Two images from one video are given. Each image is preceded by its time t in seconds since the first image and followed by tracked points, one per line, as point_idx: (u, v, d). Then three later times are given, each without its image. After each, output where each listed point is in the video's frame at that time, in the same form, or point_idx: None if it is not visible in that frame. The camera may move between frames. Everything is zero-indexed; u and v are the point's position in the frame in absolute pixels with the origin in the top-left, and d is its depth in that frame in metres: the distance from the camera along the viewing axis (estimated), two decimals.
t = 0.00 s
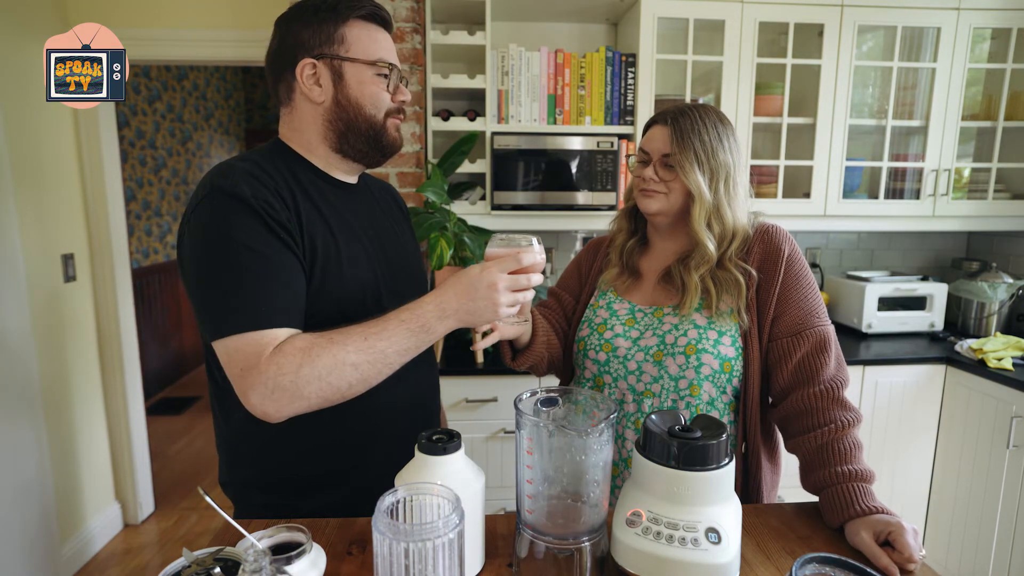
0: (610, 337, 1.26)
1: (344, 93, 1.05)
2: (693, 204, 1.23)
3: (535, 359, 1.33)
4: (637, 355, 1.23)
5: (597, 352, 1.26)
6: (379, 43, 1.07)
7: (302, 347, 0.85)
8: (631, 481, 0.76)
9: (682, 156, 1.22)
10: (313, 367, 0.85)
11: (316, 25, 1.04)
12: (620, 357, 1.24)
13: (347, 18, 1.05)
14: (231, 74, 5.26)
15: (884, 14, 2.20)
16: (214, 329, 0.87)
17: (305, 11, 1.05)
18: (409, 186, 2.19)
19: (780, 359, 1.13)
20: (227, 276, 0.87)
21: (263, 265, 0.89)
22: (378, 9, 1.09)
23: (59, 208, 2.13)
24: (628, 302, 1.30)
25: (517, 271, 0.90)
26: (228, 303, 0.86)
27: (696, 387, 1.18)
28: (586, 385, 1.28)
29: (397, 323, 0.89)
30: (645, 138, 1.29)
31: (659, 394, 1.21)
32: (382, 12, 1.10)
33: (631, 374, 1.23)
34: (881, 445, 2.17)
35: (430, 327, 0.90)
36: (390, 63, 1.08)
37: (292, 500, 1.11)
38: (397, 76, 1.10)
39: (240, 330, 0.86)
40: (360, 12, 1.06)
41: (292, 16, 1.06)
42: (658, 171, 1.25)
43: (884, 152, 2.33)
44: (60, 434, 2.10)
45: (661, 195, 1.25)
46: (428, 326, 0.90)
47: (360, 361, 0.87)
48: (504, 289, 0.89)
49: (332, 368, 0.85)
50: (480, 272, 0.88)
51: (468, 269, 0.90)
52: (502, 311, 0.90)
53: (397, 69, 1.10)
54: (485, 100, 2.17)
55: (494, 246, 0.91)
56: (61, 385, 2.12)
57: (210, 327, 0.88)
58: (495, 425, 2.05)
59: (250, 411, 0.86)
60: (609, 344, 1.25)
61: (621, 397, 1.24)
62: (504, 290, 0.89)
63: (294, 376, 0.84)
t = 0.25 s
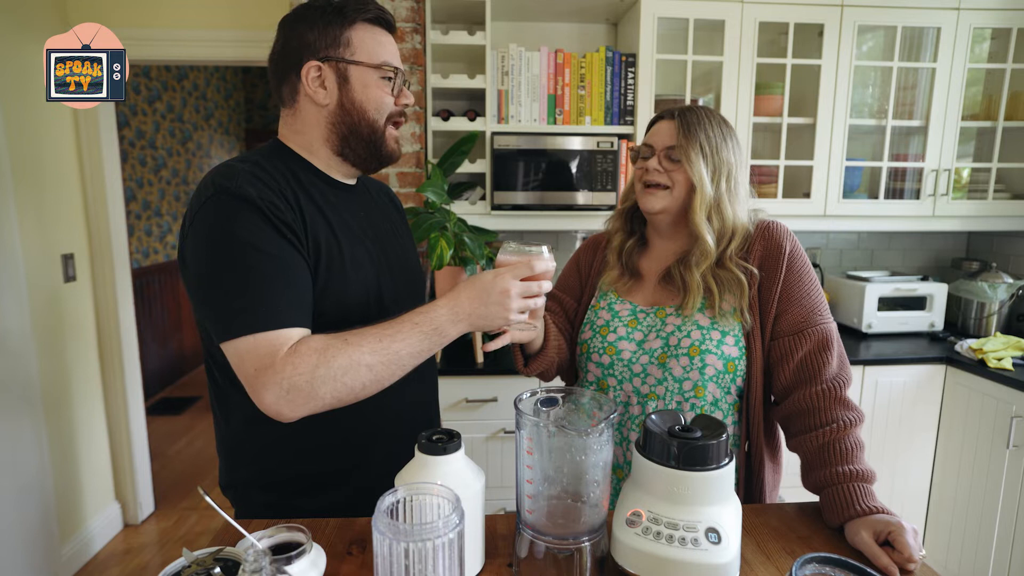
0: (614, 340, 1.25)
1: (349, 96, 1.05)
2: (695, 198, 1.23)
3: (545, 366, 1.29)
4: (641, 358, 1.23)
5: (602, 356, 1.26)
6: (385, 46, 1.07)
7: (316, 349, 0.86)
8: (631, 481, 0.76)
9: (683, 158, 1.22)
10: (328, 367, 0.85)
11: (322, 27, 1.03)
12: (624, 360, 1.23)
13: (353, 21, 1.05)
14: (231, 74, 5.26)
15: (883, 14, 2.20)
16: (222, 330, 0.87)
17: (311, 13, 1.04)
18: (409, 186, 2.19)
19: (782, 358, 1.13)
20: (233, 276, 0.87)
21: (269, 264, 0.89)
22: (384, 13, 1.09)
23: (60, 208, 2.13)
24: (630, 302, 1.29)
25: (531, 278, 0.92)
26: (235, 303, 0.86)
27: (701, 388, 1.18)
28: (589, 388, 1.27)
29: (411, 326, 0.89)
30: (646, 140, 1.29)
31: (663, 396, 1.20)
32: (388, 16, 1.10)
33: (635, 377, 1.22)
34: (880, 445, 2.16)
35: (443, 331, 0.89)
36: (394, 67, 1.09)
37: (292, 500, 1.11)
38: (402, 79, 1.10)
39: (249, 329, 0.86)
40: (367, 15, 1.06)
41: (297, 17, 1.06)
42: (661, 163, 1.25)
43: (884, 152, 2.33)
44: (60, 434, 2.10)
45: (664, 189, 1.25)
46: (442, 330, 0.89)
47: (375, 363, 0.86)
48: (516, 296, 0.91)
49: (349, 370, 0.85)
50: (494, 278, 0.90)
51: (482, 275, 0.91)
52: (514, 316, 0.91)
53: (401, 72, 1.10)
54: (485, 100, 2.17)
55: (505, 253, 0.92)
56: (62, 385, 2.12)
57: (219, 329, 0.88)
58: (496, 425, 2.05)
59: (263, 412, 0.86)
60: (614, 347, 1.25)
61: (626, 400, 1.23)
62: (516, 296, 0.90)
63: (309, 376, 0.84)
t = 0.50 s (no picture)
0: (615, 345, 1.25)
1: (346, 92, 1.05)
2: (699, 183, 1.23)
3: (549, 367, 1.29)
4: (642, 363, 1.22)
5: (603, 361, 1.25)
6: (378, 40, 1.07)
7: (329, 345, 0.86)
8: (631, 481, 0.76)
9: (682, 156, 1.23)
10: (339, 364, 0.85)
11: (315, 27, 1.04)
12: (625, 365, 1.23)
13: (345, 18, 1.05)
14: (231, 74, 5.26)
15: (884, 14, 2.20)
16: (231, 328, 0.87)
17: (303, 14, 1.05)
18: (409, 186, 2.19)
19: (783, 359, 1.13)
20: (241, 274, 0.87)
21: (274, 261, 0.89)
22: (375, 6, 1.09)
23: (60, 208, 2.13)
24: (631, 306, 1.28)
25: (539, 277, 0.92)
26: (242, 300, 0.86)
27: (703, 392, 1.18)
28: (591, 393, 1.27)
29: (422, 322, 0.89)
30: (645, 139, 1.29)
31: (665, 400, 1.20)
32: (379, 8, 1.10)
33: (637, 381, 1.22)
34: (880, 445, 2.16)
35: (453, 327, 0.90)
36: (390, 59, 1.08)
37: (291, 500, 1.11)
38: (399, 72, 1.10)
39: (256, 327, 0.86)
40: (358, 11, 1.06)
41: (291, 20, 1.07)
42: (667, 147, 1.25)
43: (884, 152, 2.33)
44: (60, 434, 2.10)
45: (669, 175, 1.24)
46: (452, 326, 0.90)
47: (386, 360, 0.86)
48: (528, 294, 0.91)
49: (359, 366, 0.85)
50: (506, 276, 0.90)
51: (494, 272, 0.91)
52: (524, 314, 0.92)
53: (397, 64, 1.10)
54: (485, 100, 2.17)
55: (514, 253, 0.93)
56: (62, 385, 2.12)
57: (227, 327, 0.88)
58: (496, 425, 2.05)
59: (275, 408, 0.85)
60: (614, 352, 1.24)
61: (628, 404, 1.23)
62: (527, 294, 0.91)
63: (320, 372, 0.84)
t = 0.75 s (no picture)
0: (616, 349, 1.25)
1: (323, 90, 1.05)
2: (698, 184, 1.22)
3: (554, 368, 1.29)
4: (644, 366, 1.22)
5: (604, 366, 1.25)
6: (356, 33, 1.04)
7: (340, 339, 0.85)
8: (631, 482, 0.76)
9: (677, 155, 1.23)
10: (352, 358, 0.85)
11: (298, 29, 1.06)
12: (627, 369, 1.23)
13: (325, 16, 1.05)
14: (231, 74, 5.26)
15: (884, 14, 2.20)
16: (240, 326, 0.87)
17: (291, 18, 1.08)
18: (409, 186, 2.19)
19: (785, 360, 1.13)
20: (249, 272, 0.87)
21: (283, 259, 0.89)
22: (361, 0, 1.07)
23: (60, 209, 2.13)
24: (632, 310, 1.28)
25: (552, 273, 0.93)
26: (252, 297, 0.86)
27: (706, 394, 1.18)
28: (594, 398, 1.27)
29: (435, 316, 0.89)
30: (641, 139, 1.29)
31: (668, 403, 1.20)
32: (365, 3, 1.07)
33: (639, 385, 1.22)
34: (880, 445, 2.16)
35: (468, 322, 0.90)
36: (370, 52, 1.05)
37: (291, 500, 1.11)
38: (381, 64, 1.06)
39: (266, 325, 0.86)
40: (339, 6, 1.05)
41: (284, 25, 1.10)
42: (661, 152, 1.24)
43: (884, 152, 2.33)
44: (60, 434, 2.10)
45: (666, 179, 1.24)
46: (466, 321, 0.90)
47: (399, 353, 0.86)
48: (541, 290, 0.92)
49: (371, 359, 0.85)
50: (521, 271, 0.91)
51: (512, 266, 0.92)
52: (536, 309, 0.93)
53: (380, 56, 1.06)
54: (484, 100, 2.17)
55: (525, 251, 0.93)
56: (62, 385, 2.12)
57: (236, 325, 0.88)
58: (496, 425, 2.05)
59: (287, 402, 0.85)
60: (615, 355, 1.24)
61: (631, 408, 1.23)
62: (541, 290, 0.92)
63: (333, 365, 0.84)
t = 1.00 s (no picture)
0: (616, 346, 1.24)
1: (324, 90, 1.04)
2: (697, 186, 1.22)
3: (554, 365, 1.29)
4: (643, 362, 1.22)
5: (604, 362, 1.25)
6: (358, 33, 1.04)
7: (348, 336, 0.85)
8: (631, 482, 0.76)
9: (678, 155, 1.22)
10: (359, 354, 0.85)
11: (299, 29, 1.05)
12: (626, 365, 1.23)
13: (327, 15, 1.04)
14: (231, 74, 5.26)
15: (883, 14, 2.20)
16: (240, 324, 0.87)
17: (293, 17, 1.07)
18: (409, 186, 2.19)
19: (787, 360, 1.13)
20: (250, 271, 0.87)
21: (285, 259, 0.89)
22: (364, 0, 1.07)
23: (59, 209, 2.13)
24: (632, 307, 1.28)
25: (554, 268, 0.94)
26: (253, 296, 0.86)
27: (708, 392, 1.18)
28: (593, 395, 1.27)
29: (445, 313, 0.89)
30: (644, 137, 1.29)
31: (669, 400, 1.20)
32: (368, 3, 1.07)
33: (639, 382, 1.22)
34: (880, 445, 2.16)
35: (475, 318, 0.90)
36: (372, 52, 1.04)
37: (291, 500, 1.11)
38: (384, 64, 1.06)
39: (267, 324, 0.86)
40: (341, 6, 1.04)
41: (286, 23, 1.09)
42: (656, 159, 1.25)
43: (884, 152, 2.33)
44: (60, 434, 2.10)
45: (660, 184, 1.25)
46: (473, 317, 0.90)
47: (406, 349, 0.86)
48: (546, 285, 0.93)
49: (379, 355, 0.85)
50: (527, 267, 0.92)
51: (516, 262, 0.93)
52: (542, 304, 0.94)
53: (382, 56, 1.05)
54: (485, 100, 2.17)
55: (531, 245, 0.93)
56: (62, 385, 2.12)
57: (237, 323, 0.88)
58: (495, 425, 2.05)
59: (296, 399, 0.86)
60: (614, 351, 1.24)
61: (630, 405, 1.22)
62: (547, 285, 0.93)
63: (342, 361, 0.84)
